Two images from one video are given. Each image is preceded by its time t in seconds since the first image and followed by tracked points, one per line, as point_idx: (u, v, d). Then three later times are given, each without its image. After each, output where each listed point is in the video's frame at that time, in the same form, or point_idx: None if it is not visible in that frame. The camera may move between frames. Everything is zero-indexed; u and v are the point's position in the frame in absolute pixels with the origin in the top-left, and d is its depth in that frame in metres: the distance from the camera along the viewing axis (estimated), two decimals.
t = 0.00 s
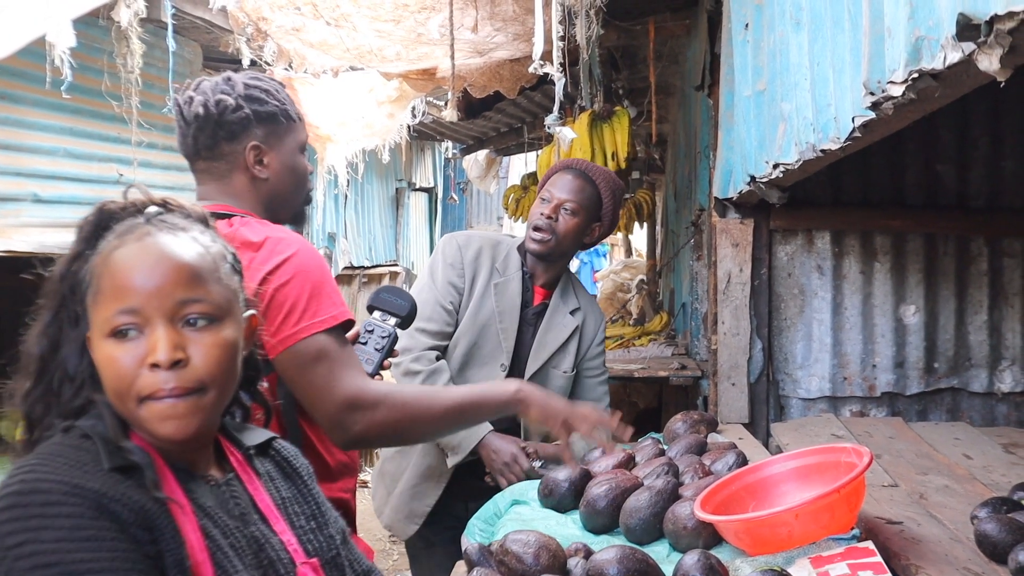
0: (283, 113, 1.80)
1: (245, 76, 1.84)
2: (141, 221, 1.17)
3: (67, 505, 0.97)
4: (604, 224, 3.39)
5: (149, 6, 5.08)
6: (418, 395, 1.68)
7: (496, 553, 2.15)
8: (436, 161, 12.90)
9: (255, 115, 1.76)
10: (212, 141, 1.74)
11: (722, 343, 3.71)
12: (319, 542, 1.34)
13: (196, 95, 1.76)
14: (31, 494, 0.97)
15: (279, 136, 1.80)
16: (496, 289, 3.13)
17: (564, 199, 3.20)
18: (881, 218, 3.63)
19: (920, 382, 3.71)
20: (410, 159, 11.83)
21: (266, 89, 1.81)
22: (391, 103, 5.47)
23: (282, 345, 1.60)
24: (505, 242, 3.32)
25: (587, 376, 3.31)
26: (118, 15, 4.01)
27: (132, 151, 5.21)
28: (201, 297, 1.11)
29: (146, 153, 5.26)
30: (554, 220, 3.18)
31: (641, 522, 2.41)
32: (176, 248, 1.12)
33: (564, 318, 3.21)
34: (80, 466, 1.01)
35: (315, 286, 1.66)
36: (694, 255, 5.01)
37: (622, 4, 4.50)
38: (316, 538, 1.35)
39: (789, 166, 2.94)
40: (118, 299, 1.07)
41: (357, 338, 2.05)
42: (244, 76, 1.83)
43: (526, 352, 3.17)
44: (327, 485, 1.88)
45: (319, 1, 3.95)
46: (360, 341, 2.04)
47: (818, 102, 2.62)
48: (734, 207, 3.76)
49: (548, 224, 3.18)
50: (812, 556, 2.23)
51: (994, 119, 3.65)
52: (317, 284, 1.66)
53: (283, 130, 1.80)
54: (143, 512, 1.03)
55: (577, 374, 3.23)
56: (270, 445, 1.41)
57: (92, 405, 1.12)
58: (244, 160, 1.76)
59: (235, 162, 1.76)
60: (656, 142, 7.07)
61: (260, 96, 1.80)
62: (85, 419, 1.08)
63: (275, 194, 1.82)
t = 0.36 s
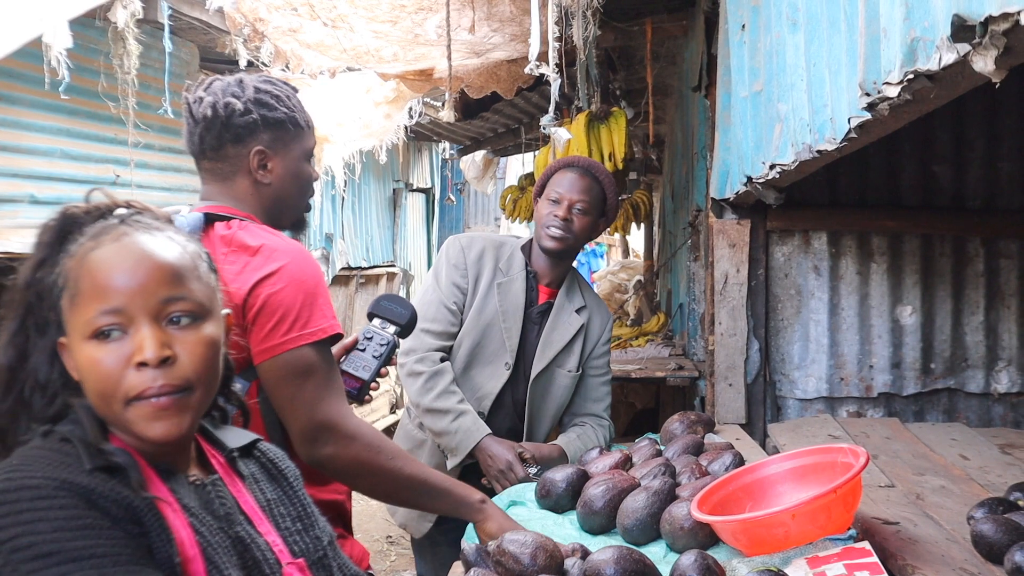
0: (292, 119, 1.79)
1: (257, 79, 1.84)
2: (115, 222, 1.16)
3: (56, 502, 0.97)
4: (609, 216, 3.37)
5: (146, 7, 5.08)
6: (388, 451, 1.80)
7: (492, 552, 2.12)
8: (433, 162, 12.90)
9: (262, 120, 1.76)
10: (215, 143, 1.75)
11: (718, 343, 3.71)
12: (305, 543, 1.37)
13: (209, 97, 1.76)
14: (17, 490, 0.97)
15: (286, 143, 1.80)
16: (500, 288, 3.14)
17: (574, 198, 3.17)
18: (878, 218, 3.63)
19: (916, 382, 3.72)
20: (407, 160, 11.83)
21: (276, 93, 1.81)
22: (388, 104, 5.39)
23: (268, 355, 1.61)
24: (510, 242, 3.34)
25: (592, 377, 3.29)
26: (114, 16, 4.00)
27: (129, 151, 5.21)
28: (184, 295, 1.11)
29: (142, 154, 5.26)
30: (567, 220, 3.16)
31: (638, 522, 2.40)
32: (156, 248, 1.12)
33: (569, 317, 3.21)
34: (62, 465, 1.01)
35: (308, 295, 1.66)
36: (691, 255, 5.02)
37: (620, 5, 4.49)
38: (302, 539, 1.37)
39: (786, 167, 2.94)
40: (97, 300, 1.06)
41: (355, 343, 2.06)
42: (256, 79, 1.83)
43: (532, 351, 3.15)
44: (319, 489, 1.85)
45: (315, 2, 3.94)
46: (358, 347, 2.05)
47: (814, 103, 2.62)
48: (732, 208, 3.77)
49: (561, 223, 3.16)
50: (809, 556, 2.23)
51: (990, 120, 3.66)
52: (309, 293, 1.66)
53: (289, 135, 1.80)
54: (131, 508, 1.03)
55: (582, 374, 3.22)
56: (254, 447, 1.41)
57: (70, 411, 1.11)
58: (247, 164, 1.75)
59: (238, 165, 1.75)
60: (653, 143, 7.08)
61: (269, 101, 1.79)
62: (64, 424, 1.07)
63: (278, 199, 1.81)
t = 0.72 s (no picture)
0: (292, 124, 1.79)
1: (258, 83, 1.82)
2: (142, 224, 1.11)
3: (51, 512, 0.93)
4: (603, 214, 3.38)
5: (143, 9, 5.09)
6: (389, 454, 1.80)
7: (492, 553, 2.11)
8: (432, 162, 12.91)
9: (262, 124, 1.75)
10: (214, 147, 1.75)
11: (717, 343, 3.71)
12: (293, 539, 1.38)
13: (210, 100, 1.75)
14: (10, 502, 0.93)
15: (285, 148, 1.80)
16: (495, 283, 3.16)
17: (564, 193, 3.19)
18: (876, 217, 3.64)
19: (915, 382, 3.73)
20: (406, 161, 11.84)
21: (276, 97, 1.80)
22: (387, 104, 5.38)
23: (265, 354, 1.61)
24: (506, 241, 3.36)
25: (592, 373, 3.29)
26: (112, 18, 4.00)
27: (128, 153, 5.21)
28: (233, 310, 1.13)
29: (141, 155, 5.26)
30: (555, 214, 3.18)
31: (637, 523, 2.40)
32: (199, 258, 1.10)
33: (569, 313, 3.20)
34: (56, 471, 0.97)
35: (305, 293, 1.66)
36: (690, 255, 5.02)
37: (618, 5, 4.50)
38: (289, 534, 1.38)
39: (784, 167, 2.94)
40: (153, 314, 1.03)
41: (360, 352, 2.06)
42: (257, 83, 1.82)
43: (532, 347, 3.16)
44: (311, 492, 1.85)
45: (313, 4, 3.94)
46: (362, 355, 2.04)
47: (812, 103, 2.62)
48: (730, 208, 3.77)
49: (549, 218, 3.18)
50: (808, 556, 2.23)
51: (988, 120, 3.66)
52: (307, 291, 1.66)
53: (289, 139, 1.80)
54: (128, 514, 1.00)
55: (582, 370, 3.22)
56: (234, 447, 1.41)
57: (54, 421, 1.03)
58: (246, 168, 1.76)
59: (237, 168, 1.76)
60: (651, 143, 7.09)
61: (268, 104, 1.79)
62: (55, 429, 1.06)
63: (277, 202, 1.81)
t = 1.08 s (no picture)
0: (291, 124, 1.78)
1: (257, 83, 1.82)
2: (173, 226, 1.12)
3: (60, 514, 0.91)
4: (603, 213, 3.38)
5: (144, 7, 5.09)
6: (389, 451, 1.80)
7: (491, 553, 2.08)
8: (432, 161, 12.91)
9: (261, 124, 1.75)
10: (214, 146, 1.74)
11: (717, 343, 3.70)
12: (293, 535, 1.39)
13: (209, 100, 1.75)
14: (20, 502, 0.91)
15: (285, 148, 1.80)
16: (487, 276, 3.17)
17: (561, 189, 3.21)
18: (876, 218, 3.64)
19: (914, 382, 3.73)
20: (406, 160, 11.84)
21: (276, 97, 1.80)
22: (387, 104, 5.43)
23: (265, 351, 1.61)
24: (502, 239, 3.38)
25: (588, 372, 3.28)
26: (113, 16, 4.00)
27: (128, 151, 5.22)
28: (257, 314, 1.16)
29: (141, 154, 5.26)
30: (553, 209, 3.19)
31: (637, 522, 2.40)
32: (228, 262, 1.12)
33: (564, 310, 3.18)
34: (66, 471, 0.95)
35: (305, 290, 1.66)
36: (690, 255, 5.02)
37: (619, 4, 4.50)
38: (289, 531, 1.39)
39: (784, 167, 2.94)
40: (182, 315, 1.03)
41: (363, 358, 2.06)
42: (257, 82, 1.82)
43: (526, 341, 3.15)
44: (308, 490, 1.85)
45: (314, 2, 3.93)
46: (365, 361, 2.05)
47: (812, 103, 2.62)
48: (730, 208, 3.77)
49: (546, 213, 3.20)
50: (807, 556, 2.22)
51: (988, 121, 3.67)
52: (307, 288, 1.67)
53: (289, 139, 1.80)
54: (137, 516, 0.99)
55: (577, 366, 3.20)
56: (230, 444, 1.41)
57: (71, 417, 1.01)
58: (245, 168, 1.75)
59: (237, 168, 1.75)
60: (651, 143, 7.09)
61: (268, 104, 1.79)
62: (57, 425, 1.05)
63: (277, 202, 1.81)
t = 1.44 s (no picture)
0: (289, 125, 1.78)
1: (256, 83, 1.81)
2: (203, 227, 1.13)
3: (44, 520, 0.91)
4: (602, 219, 3.37)
5: (143, 6, 5.09)
6: (390, 449, 1.80)
7: (489, 552, 2.10)
8: (431, 161, 12.90)
9: (259, 125, 1.75)
10: (211, 147, 1.75)
11: (716, 343, 3.70)
12: (296, 534, 1.38)
13: (206, 102, 1.75)
14: (5, 507, 0.90)
15: (283, 148, 1.79)
16: (481, 275, 3.17)
17: (560, 191, 3.22)
18: (875, 218, 3.64)
19: (913, 383, 3.73)
20: (406, 159, 11.83)
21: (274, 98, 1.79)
22: (386, 103, 5.43)
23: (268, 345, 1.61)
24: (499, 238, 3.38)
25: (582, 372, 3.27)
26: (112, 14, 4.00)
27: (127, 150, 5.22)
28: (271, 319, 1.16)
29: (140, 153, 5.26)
30: (550, 211, 3.19)
31: (635, 522, 2.40)
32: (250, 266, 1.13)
33: (557, 309, 3.18)
34: (56, 476, 0.94)
35: (308, 284, 1.66)
36: (689, 255, 5.02)
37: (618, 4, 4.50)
38: (292, 530, 1.38)
39: (783, 167, 2.94)
40: (203, 314, 1.04)
41: (359, 358, 2.06)
42: (254, 82, 1.81)
43: (518, 339, 3.15)
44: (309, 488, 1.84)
45: (313, 2, 3.94)
46: (362, 361, 2.05)
47: (811, 103, 2.62)
48: (729, 208, 3.76)
49: (544, 214, 3.20)
50: (805, 557, 2.22)
51: (987, 122, 3.67)
52: (310, 282, 1.67)
53: (287, 139, 1.79)
54: (125, 523, 0.97)
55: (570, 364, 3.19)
56: (234, 445, 1.41)
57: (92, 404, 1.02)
58: (244, 169, 1.75)
59: (236, 169, 1.75)
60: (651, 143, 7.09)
61: (266, 105, 1.78)
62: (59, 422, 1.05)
63: (275, 202, 1.82)
